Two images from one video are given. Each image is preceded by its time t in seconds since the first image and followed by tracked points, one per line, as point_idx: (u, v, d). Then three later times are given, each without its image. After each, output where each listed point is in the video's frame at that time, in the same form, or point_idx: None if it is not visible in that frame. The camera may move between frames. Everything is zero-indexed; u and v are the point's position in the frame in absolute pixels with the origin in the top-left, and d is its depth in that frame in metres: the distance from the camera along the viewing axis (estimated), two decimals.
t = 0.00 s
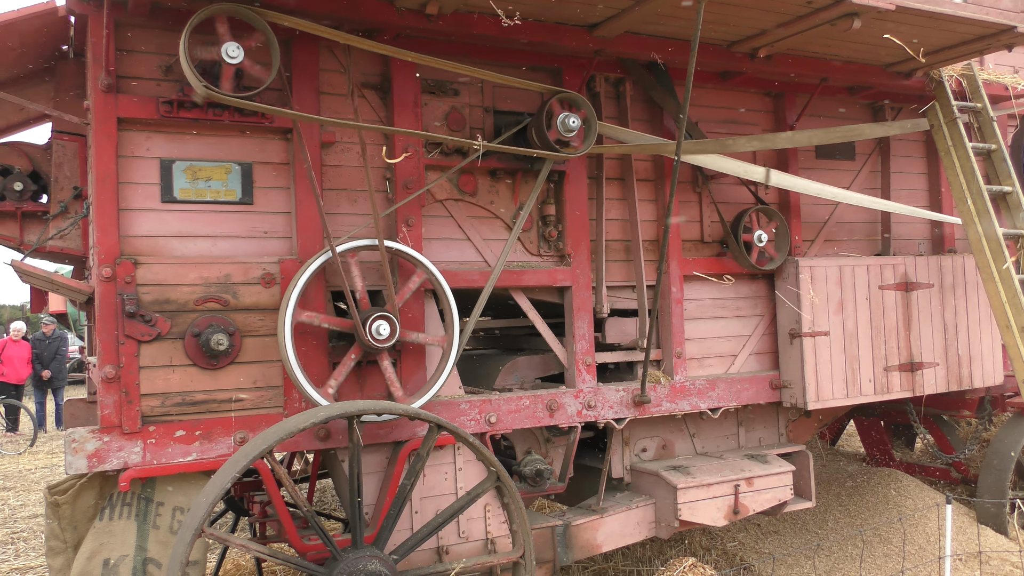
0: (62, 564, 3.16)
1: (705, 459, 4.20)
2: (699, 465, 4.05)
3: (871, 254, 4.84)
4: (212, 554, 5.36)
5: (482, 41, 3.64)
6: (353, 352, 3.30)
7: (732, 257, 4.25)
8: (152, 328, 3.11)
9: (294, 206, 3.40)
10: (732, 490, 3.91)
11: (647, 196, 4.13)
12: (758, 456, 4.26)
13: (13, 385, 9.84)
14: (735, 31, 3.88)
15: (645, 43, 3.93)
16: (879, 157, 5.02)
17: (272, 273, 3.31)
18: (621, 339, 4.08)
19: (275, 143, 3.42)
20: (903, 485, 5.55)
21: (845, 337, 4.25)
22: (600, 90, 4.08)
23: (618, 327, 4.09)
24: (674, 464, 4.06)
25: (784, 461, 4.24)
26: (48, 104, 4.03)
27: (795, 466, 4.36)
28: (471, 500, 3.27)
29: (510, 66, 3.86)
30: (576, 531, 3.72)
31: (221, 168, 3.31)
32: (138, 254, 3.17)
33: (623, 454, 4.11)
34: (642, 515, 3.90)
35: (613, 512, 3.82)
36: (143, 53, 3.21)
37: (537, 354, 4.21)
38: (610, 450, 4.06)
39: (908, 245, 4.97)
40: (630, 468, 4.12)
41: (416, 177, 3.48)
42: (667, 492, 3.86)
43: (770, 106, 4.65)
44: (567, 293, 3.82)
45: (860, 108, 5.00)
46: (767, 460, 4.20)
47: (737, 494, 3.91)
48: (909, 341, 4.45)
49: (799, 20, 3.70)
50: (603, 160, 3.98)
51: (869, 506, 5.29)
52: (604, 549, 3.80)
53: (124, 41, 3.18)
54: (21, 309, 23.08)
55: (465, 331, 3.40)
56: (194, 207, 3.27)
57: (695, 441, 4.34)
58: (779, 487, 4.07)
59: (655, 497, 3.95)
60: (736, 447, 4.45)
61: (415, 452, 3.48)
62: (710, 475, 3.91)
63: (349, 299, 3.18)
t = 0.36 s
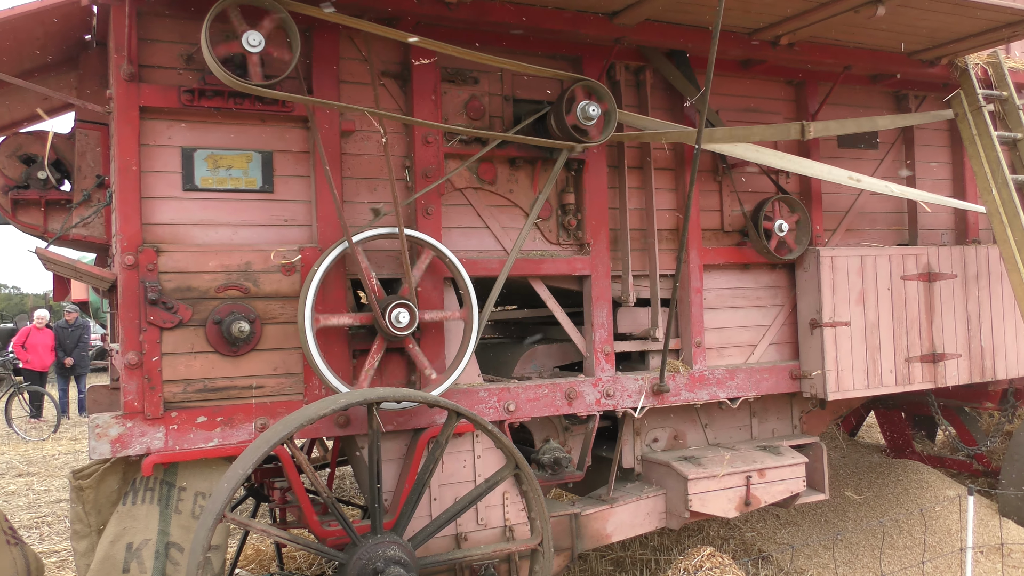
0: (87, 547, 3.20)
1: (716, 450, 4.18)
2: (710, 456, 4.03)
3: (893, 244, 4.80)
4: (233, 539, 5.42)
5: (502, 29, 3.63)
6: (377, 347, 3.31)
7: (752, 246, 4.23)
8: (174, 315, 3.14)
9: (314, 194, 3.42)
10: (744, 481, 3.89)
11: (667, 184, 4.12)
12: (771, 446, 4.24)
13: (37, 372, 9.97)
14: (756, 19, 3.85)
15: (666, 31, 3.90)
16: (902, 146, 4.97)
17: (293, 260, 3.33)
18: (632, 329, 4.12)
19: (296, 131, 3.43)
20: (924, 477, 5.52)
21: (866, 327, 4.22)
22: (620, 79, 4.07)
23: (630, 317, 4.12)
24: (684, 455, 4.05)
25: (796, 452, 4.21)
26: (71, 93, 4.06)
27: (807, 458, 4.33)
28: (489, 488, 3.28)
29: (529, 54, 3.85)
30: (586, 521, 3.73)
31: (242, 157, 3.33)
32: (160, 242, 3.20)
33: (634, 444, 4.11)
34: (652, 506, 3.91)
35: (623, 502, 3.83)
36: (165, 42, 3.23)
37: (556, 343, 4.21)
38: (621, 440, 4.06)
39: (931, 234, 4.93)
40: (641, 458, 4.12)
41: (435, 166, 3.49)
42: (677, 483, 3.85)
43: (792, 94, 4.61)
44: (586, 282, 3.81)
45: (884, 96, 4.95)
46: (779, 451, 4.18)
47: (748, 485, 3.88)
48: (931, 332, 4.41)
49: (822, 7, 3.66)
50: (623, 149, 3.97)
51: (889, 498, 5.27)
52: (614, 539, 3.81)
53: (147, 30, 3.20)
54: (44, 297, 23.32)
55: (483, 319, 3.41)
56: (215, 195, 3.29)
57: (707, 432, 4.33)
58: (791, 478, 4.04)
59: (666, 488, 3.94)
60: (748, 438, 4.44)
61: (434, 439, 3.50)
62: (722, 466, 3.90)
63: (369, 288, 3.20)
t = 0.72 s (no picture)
0: (127, 518, 3.33)
1: (741, 431, 4.15)
2: (735, 437, 4.01)
3: (932, 224, 4.72)
4: (268, 513, 5.52)
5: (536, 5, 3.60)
6: (417, 328, 3.35)
7: (787, 225, 4.18)
8: (210, 292, 3.17)
9: (348, 172, 3.43)
10: (770, 462, 3.87)
11: (701, 163, 4.08)
12: (797, 429, 4.19)
13: (76, 349, 10.17)
14: None
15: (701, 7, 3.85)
16: (942, 123, 4.87)
17: (326, 238, 3.36)
18: (658, 310, 4.01)
19: (329, 110, 3.44)
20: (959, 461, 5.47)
21: (903, 308, 4.16)
22: (654, 56, 4.02)
23: (655, 298, 4.02)
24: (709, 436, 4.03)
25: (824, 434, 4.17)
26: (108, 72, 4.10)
27: (835, 441, 4.29)
28: (521, 465, 3.29)
29: (563, 31, 3.82)
30: (610, 501, 3.73)
31: (276, 135, 3.34)
32: (197, 219, 3.23)
33: (658, 424, 4.10)
34: (676, 486, 3.90)
35: (647, 483, 3.82)
36: (200, 21, 3.24)
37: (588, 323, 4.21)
38: (644, 420, 4.06)
39: (971, 214, 4.84)
40: (665, 438, 4.11)
41: (468, 144, 3.48)
42: (701, 463, 3.84)
43: (830, 71, 4.54)
44: (619, 260, 3.80)
45: (924, 73, 4.85)
46: (806, 433, 4.14)
47: (774, 467, 3.86)
48: (971, 314, 4.34)
49: None
50: (657, 127, 3.93)
51: (924, 481, 5.24)
52: (637, 518, 3.81)
53: (182, 9, 3.22)
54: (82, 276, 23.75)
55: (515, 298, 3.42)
56: (250, 172, 3.32)
57: (732, 413, 4.29)
58: (819, 460, 4.01)
59: (690, 468, 3.93)
60: (774, 420, 4.40)
61: (466, 417, 3.52)
62: (747, 447, 3.87)
63: (403, 266, 3.21)
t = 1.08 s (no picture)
0: (183, 495, 3.40)
1: (797, 419, 4.11)
2: (792, 424, 3.96)
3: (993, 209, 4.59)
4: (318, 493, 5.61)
5: None
6: (446, 300, 3.34)
7: (841, 210, 4.10)
8: (263, 275, 3.22)
9: (398, 156, 3.45)
10: (828, 451, 3.81)
11: (753, 146, 4.02)
12: (855, 416, 4.13)
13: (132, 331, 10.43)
14: None
15: None
16: (1005, 105, 4.73)
17: (377, 222, 3.38)
18: (710, 295, 3.97)
19: (380, 94, 3.46)
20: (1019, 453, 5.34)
21: (962, 295, 4.06)
22: (706, 38, 3.96)
23: (709, 283, 3.97)
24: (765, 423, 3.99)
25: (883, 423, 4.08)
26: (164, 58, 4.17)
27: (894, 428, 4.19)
28: (569, 450, 3.29)
29: (613, 12, 3.78)
30: (664, 486, 3.73)
31: (328, 119, 3.37)
32: (250, 203, 3.27)
33: (713, 411, 4.08)
34: (731, 473, 3.87)
35: (702, 470, 3.81)
36: (253, 7, 3.28)
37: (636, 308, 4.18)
38: (700, 406, 4.04)
39: None
40: (720, 424, 4.09)
41: (517, 128, 3.47)
42: (758, 451, 3.80)
43: (888, 52, 4.43)
44: (668, 245, 3.77)
45: (987, 53, 4.70)
46: (864, 421, 4.06)
47: (831, 455, 3.81)
48: None
49: None
50: (709, 110, 3.88)
51: (981, 473, 5.12)
52: (692, 504, 3.80)
53: None
54: (136, 260, 24.31)
55: (564, 283, 3.41)
56: (302, 157, 3.35)
57: (789, 400, 4.25)
58: (877, 450, 3.93)
59: (745, 455, 3.90)
60: (831, 408, 4.34)
61: (515, 400, 3.53)
62: (804, 435, 3.82)
63: (452, 250, 3.22)
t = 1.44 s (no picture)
0: (248, 469, 3.58)
1: (871, 402, 4.03)
2: (864, 408, 3.88)
3: None
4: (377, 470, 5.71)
5: None
6: (518, 286, 3.34)
7: (909, 190, 4.00)
8: (325, 255, 3.27)
9: (457, 137, 3.46)
10: (902, 435, 3.75)
11: (818, 125, 3.93)
12: (930, 401, 4.03)
13: (197, 311, 10.73)
14: None
15: None
16: None
17: (436, 203, 3.41)
18: (783, 276, 4.00)
19: (439, 75, 3.47)
20: None
21: None
22: (771, 15, 3.88)
23: (782, 264, 4.00)
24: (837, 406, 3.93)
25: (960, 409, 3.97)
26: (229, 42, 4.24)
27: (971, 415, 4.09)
28: (627, 431, 3.28)
29: None
30: (732, 468, 3.70)
31: (388, 101, 3.39)
32: (312, 184, 3.32)
33: (781, 394, 4.04)
34: (801, 456, 3.82)
35: (771, 452, 3.77)
36: None
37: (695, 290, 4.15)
38: (768, 389, 4.01)
39: None
40: (789, 408, 4.04)
41: (576, 108, 3.45)
42: (829, 435, 3.75)
43: (961, 27, 4.28)
44: (729, 226, 3.72)
45: None
46: (940, 406, 3.95)
47: (904, 440, 3.74)
48: None
49: None
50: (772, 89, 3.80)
51: None
52: (760, 487, 3.76)
53: None
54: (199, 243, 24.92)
55: (623, 264, 3.39)
56: (362, 138, 3.38)
57: (860, 384, 4.18)
58: (953, 435, 3.83)
59: (816, 438, 3.85)
60: (904, 392, 4.25)
61: (572, 381, 3.54)
62: (877, 419, 3.76)
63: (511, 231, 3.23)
